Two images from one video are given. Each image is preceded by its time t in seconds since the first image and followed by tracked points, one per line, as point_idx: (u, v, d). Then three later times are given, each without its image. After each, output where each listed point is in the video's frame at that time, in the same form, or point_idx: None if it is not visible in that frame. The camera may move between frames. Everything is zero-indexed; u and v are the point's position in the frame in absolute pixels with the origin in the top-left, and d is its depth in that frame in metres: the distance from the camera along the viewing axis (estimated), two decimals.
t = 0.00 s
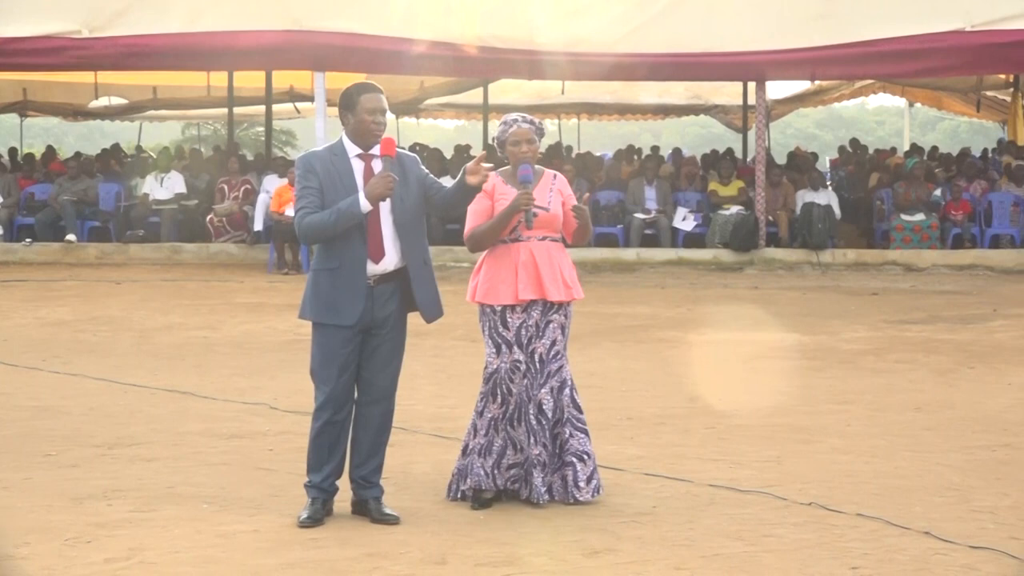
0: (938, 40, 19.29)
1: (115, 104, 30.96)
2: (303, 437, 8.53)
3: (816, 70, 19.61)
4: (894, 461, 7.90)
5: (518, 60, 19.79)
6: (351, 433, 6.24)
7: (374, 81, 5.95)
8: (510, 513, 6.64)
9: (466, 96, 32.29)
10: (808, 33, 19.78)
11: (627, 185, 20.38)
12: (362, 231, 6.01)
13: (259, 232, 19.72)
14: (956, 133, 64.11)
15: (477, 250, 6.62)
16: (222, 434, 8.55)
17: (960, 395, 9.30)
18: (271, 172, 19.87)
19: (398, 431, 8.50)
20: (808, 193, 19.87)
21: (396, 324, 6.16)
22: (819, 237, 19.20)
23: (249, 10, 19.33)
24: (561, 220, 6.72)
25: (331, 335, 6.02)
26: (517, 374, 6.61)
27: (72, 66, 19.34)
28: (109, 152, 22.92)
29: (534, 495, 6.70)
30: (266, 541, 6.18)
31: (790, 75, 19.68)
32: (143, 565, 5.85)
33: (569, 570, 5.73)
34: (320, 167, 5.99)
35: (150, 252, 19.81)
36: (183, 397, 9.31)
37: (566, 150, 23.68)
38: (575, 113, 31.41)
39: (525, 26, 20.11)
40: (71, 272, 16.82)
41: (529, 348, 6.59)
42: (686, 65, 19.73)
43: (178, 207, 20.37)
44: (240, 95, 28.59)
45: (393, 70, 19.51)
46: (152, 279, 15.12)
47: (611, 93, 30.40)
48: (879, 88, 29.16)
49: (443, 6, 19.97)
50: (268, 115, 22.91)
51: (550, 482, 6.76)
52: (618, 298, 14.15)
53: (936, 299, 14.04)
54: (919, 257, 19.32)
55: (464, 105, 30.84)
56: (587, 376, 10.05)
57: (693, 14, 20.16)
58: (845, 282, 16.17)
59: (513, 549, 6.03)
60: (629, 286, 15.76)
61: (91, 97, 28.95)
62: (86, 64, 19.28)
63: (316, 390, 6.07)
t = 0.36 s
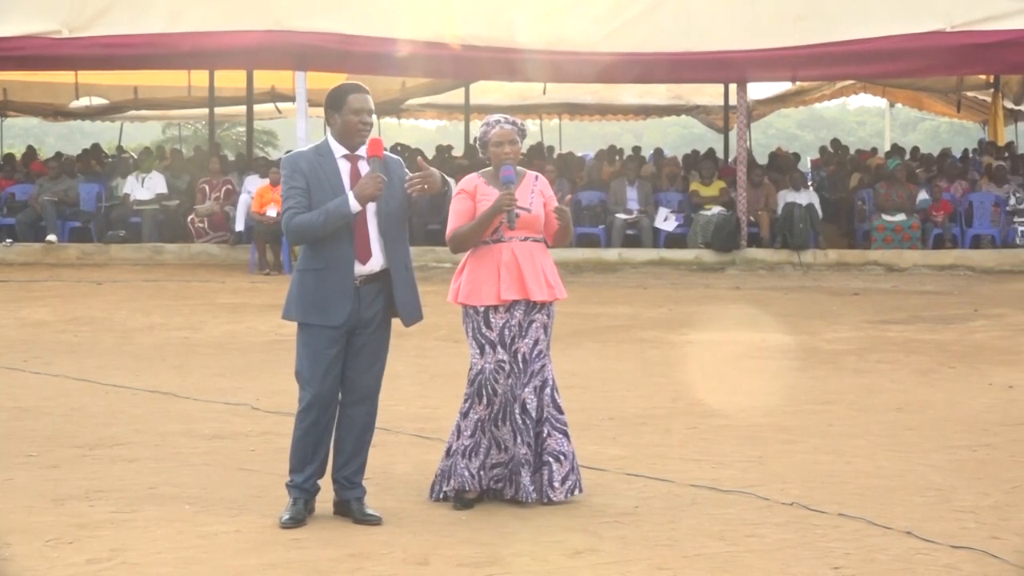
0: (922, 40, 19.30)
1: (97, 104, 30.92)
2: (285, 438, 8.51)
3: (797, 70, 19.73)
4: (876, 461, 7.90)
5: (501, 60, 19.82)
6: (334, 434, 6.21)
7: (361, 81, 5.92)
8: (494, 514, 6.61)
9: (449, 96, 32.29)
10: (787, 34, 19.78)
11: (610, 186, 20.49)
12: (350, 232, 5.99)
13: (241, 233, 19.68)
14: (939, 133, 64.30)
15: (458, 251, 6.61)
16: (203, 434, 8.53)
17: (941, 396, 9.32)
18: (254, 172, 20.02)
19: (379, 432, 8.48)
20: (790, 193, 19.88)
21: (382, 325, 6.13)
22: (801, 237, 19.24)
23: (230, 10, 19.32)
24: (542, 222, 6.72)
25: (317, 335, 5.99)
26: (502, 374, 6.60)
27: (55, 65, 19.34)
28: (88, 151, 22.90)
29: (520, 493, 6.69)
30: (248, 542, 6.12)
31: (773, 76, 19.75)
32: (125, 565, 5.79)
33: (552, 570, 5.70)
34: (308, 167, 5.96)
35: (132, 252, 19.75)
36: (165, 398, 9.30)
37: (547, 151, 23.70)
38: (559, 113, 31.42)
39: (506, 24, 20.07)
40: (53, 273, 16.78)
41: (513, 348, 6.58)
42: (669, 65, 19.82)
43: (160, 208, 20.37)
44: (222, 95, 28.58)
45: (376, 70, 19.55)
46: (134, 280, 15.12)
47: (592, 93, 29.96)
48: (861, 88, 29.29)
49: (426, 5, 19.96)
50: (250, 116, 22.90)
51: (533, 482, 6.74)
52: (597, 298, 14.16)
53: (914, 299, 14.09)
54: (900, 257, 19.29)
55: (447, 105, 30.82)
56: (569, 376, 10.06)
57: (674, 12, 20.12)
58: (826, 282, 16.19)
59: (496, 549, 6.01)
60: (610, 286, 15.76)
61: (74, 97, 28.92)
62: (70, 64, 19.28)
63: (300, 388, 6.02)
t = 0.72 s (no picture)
0: (922, 41, 19.29)
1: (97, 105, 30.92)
2: (284, 439, 8.51)
3: (797, 72, 19.74)
4: (876, 462, 7.90)
5: (501, 61, 19.83)
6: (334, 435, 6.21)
7: (363, 82, 5.92)
8: (495, 515, 6.60)
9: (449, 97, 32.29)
10: (788, 35, 19.79)
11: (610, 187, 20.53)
12: (350, 234, 5.98)
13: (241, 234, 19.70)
14: (938, 134, 64.38)
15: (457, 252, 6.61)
16: (203, 436, 8.53)
17: (940, 397, 9.32)
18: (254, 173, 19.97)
19: (378, 433, 8.48)
20: (790, 194, 19.85)
21: (381, 326, 6.13)
22: (801, 238, 19.26)
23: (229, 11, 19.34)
24: (541, 222, 6.71)
25: (318, 337, 5.97)
26: (500, 373, 6.60)
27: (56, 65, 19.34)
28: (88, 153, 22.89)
29: (523, 493, 6.69)
30: (248, 543, 6.12)
31: (774, 78, 19.77)
32: (124, 567, 5.79)
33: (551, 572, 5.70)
34: (309, 169, 5.95)
35: (132, 253, 19.76)
36: (165, 399, 9.30)
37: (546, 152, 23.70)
38: (558, 114, 31.42)
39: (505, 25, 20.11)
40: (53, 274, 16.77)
41: (511, 348, 6.58)
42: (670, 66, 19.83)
43: (160, 209, 20.38)
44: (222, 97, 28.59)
45: (376, 71, 19.55)
46: (134, 281, 15.11)
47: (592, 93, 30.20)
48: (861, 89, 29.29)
49: (424, 5, 19.97)
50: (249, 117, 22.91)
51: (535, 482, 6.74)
52: (597, 300, 14.17)
53: (913, 300, 14.09)
54: (901, 258, 19.24)
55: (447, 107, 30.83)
56: (568, 377, 10.06)
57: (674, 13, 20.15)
58: (826, 284, 16.18)
59: (496, 551, 6.01)
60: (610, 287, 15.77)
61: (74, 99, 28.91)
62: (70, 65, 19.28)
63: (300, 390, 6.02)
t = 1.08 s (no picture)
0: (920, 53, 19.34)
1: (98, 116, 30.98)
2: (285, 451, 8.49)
3: (797, 83, 19.80)
4: (878, 474, 7.89)
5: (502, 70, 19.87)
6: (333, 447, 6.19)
7: (356, 94, 5.92)
8: (496, 527, 6.59)
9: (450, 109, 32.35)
10: (788, 46, 19.81)
11: (611, 199, 20.55)
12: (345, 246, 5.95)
13: (242, 245, 19.74)
14: (939, 146, 64.65)
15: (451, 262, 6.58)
16: (204, 448, 8.52)
17: (943, 408, 9.33)
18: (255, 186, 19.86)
19: (380, 445, 8.47)
20: (791, 206, 19.81)
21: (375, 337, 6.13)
22: (801, 249, 19.24)
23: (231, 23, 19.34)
24: (533, 232, 6.71)
25: (315, 350, 5.95)
26: (497, 388, 6.61)
27: (57, 76, 19.35)
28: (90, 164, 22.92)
29: (521, 506, 6.66)
30: (248, 555, 6.10)
31: (774, 90, 19.84)
32: None
33: None
34: (303, 182, 5.90)
35: (133, 265, 19.77)
36: (167, 411, 9.30)
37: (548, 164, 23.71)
38: (559, 126, 31.46)
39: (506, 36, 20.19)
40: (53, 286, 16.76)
41: (507, 362, 6.58)
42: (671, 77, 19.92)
43: (161, 221, 20.38)
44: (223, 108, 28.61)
45: (378, 83, 19.58)
46: (136, 293, 15.11)
47: (594, 105, 30.23)
48: (861, 101, 29.38)
49: (426, 14, 19.99)
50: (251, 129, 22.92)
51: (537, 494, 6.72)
52: (598, 312, 14.17)
53: (915, 312, 14.10)
54: (902, 270, 19.22)
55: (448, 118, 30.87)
56: (570, 389, 10.06)
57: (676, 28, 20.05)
58: (828, 295, 16.16)
59: (498, 563, 5.99)
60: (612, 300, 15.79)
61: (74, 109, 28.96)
62: (70, 75, 19.31)
63: (298, 404, 5.99)
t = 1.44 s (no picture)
0: (920, 53, 19.35)
1: (99, 116, 30.99)
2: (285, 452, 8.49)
3: (798, 86, 19.83)
4: (878, 475, 7.89)
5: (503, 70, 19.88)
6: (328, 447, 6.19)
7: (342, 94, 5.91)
8: (495, 527, 6.59)
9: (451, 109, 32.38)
10: (789, 47, 19.81)
11: (612, 200, 20.54)
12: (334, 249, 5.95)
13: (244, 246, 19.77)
14: (940, 145, 64.91)
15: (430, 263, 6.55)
16: (205, 448, 8.52)
17: (943, 409, 9.34)
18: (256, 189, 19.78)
19: (381, 446, 8.47)
20: (792, 207, 19.80)
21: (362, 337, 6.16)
22: (802, 250, 19.23)
23: (233, 25, 19.37)
24: (510, 232, 6.72)
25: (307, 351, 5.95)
26: (476, 386, 6.61)
27: (57, 77, 19.32)
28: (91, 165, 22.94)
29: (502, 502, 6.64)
30: (249, 556, 6.10)
31: (774, 91, 19.83)
32: None
33: None
34: (293, 186, 5.87)
35: (134, 266, 19.76)
36: (167, 412, 9.30)
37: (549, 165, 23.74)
38: (560, 126, 31.47)
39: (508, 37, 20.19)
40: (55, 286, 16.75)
41: (487, 361, 6.57)
42: (671, 79, 19.88)
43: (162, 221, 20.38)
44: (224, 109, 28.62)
45: (379, 83, 19.59)
46: (137, 294, 15.11)
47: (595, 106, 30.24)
48: (862, 101, 29.43)
49: (427, 15, 19.99)
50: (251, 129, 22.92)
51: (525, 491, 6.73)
52: (599, 313, 14.18)
53: (916, 313, 14.11)
54: (903, 271, 19.23)
55: (449, 118, 30.89)
56: (570, 390, 10.06)
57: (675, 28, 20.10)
58: (828, 296, 16.15)
59: (497, 563, 5.99)
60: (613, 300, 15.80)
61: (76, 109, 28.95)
62: (71, 76, 19.30)
63: (287, 404, 6.00)
